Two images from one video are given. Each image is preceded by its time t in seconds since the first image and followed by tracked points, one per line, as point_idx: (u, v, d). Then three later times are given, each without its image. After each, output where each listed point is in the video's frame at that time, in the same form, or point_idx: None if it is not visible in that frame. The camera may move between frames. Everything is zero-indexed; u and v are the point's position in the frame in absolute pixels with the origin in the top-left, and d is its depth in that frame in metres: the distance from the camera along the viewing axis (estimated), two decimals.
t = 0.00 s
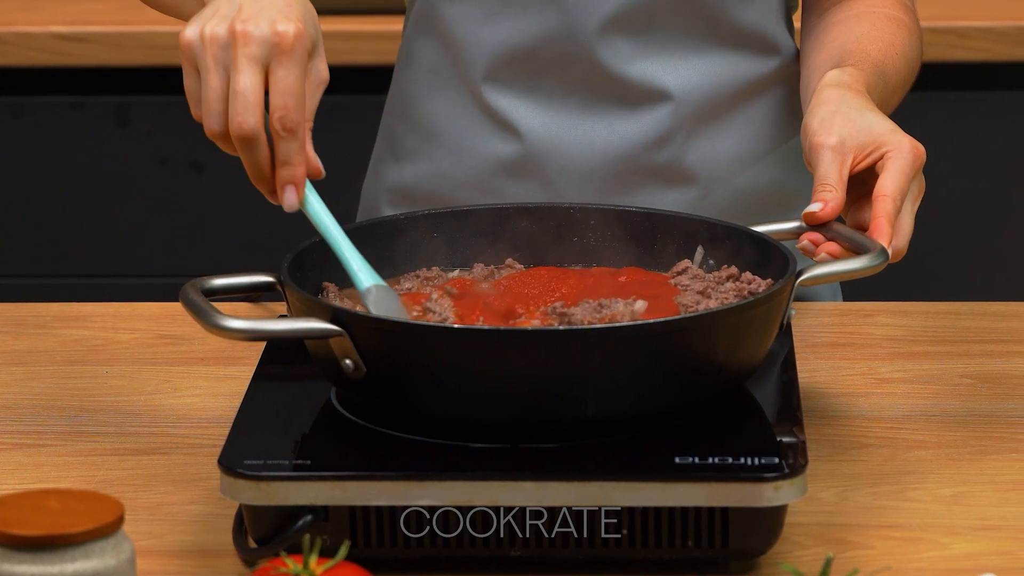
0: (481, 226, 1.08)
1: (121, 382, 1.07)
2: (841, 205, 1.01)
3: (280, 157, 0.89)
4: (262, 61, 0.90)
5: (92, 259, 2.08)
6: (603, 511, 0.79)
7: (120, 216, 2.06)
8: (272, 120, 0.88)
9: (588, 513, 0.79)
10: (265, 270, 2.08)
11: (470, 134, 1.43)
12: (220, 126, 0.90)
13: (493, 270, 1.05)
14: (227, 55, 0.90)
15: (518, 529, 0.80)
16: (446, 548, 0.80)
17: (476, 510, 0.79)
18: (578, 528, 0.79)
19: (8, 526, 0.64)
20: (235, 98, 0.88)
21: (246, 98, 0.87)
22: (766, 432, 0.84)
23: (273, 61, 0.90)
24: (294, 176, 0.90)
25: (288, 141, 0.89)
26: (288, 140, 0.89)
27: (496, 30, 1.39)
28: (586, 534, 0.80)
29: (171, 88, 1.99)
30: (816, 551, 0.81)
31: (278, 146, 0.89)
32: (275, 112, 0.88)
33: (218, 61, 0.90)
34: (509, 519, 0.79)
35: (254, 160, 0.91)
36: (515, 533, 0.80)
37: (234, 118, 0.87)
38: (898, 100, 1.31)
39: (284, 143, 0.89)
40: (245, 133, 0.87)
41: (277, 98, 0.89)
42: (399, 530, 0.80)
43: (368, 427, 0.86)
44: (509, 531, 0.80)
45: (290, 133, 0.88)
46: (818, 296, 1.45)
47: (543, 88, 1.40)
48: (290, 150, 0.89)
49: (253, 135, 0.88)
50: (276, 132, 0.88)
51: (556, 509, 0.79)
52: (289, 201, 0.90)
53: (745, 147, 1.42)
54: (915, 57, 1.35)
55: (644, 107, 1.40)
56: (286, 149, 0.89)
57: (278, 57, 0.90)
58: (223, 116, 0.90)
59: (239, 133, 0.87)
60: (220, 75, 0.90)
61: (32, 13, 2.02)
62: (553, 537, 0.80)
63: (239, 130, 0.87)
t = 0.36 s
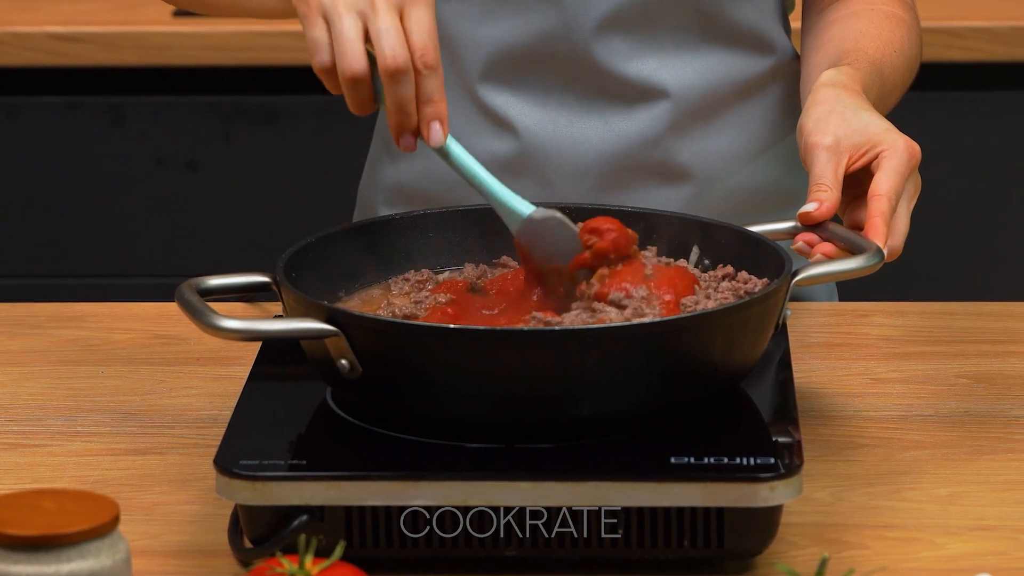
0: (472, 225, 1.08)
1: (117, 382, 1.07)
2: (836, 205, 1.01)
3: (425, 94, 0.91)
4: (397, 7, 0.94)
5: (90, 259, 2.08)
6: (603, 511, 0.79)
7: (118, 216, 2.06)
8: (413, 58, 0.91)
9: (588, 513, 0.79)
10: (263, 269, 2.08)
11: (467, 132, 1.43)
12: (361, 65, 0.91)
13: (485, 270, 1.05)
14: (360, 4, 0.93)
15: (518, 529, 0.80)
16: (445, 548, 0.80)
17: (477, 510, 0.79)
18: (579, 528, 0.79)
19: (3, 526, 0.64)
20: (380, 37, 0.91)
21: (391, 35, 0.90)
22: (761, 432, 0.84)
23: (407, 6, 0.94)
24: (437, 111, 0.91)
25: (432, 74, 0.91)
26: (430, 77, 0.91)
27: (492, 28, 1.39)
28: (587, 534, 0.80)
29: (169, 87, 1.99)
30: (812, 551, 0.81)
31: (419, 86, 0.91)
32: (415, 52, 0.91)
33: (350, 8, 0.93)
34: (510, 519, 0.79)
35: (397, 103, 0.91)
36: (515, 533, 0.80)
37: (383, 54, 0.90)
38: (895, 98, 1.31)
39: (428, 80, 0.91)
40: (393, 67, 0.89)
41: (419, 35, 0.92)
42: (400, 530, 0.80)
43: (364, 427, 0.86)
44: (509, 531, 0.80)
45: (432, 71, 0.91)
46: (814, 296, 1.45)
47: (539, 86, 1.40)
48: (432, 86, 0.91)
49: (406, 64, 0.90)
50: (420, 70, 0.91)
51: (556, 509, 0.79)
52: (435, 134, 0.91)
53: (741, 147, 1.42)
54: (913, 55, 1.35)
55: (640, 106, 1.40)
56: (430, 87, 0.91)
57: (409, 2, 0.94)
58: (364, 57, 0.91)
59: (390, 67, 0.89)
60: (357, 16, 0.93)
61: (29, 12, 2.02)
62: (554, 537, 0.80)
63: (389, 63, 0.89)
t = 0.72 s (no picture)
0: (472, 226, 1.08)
1: (113, 381, 1.07)
2: (833, 205, 1.01)
3: (492, 60, 0.88)
4: None
5: (88, 258, 2.08)
6: (602, 511, 0.79)
7: (116, 216, 2.06)
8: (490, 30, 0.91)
9: (588, 513, 0.79)
10: (261, 269, 2.08)
11: (465, 133, 1.43)
12: None
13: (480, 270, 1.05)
14: None
15: (517, 529, 0.80)
16: (443, 548, 0.80)
17: (475, 510, 0.79)
18: (578, 528, 0.79)
19: None
20: None
21: None
22: (756, 432, 0.84)
23: None
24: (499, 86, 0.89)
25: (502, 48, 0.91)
26: (501, 52, 0.91)
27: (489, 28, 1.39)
28: (586, 534, 0.80)
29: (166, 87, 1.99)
30: (808, 551, 0.81)
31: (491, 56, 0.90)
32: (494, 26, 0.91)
33: None
34: (509, 519, 0.79)
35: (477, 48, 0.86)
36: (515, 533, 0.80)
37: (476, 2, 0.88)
38: (892, 98, 1.31)
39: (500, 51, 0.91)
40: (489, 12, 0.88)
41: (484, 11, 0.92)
42: (398, 530, 0.80)
43: (360, 428, 0.85)
44: (508, 531, 0.80)
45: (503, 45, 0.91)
46: (809, 296, 1.45)
47: (536, 87, 1.40)
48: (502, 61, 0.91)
49: (493, 19, 0.89)
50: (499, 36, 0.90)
51: (555, 509, 0.79)
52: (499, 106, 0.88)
53: (737, 148, 1.42)
54: (909, 55, 1.34)
55: (637, 107, 1.40)
56: (497, 61, 0.90)
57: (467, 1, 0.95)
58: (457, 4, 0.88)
59: (483, 10, 0.88)
60: None
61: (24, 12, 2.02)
62: (553, 537, 0.80)
63: (480, 9, 0.88)
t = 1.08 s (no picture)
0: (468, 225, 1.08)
1: (108, 381, 1.07)
2: (828, 205, 1.01)
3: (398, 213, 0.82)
4: (376, 112, 0.81)
5: (85, 259, 2.08)
6: (603, 511, 0.79)
7: (113, 216, 2.06)
8: (395, 167, 0.81)
9: (588, 513, 0.79)
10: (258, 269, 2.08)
11: (459, 135, 1.43)
12: (347, 168, 0.78)
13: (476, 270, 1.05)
14: (337, 97, 0.81)
15: (518, 529, 0.80)
16: (444, 549, 0.80)
17: (476, 510, 0.79)
18: (578, 528, 0.79)
19: None
20: (357, 147, 0.79)
21: (370, 150, 0.79)
22: (751, 432, 0.84)
23: (388, 109, 0.82)
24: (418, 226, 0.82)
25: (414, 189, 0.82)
26: (415, 189, 0.82)
27: (483, 30, 1.39)
28: (586, 534, 0.80)
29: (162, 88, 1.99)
30: (803, 551, 0.81)
31: (400, 198, 0.82)
32: (400, 161, 0.81)
33: (323, 109, 0.80)
34: (510, 519, 0.79)
35: (369, 216, 0.81)
36: (515, 534, 0.80)
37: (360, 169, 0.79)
38: (887, 101, 1.31)
39: (410, 192, 0.82)
40: (373, 185, 0.79)
41: (399, 146, 0.82)
42: (399, 530, 0.80)
43: (356, 428, 0.85)
44: (509, 531, 0.80)
45: (416, 184, 0.82)
46: (805, 296, 1.45)
47: (531, 90, 1.40)
48: (416, 199, 0.82)
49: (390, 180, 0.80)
50: (399, 182, 0.81)
51: (556, 509, 0.79)
52: (417, 251, 0.83)
53: (731, 150, 1.42)
54: (904, 57, 1.35)
55: (632, 109, 1.39)
56: (411, 201, 0.82)
57: (391, 105, 0.82)
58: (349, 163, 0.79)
59: (367, 184, 0.79)
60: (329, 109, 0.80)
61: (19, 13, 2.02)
62: (553, 537, 0.80)
63: (365, 183, 0.79)
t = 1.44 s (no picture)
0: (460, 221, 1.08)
1: (104, 381, 1.07)
2: (825, 206, 1.00)
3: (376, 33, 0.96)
4: None
5: (83, 259, 2.08)
6: (603, 511, 0.79)
7: (112, 216, 2.06)
8: None
9: (589, 513, 0.79)
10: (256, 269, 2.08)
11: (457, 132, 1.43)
12: None
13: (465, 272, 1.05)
14: None
15: (518, 529, 0.80)
16: (444, 548, 0.80)
17: (476, 510, 0.79)
18: (578, 528, 0.79)
19: None
20: None
21: None
22: (747, 432, 0.84)
23: None
24: (389, 56, 0.95)
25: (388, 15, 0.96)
26: (388, 18, 0.96)
27: (481, 28, 1.39)
28: (587, 534, 0.80)
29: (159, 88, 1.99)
30: (799, 551, 0.81)
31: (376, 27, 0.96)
32: None
33: None
34: (510, 519, 0.79)
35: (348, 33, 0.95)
36: (515, 533, 0.80)
37: None
38: (886, 101, 1.31)
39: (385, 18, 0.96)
40: None
41: None
42: (400, 530, 0.80)
43: (350, 427, 0.85)
44: (510, 531, 0.80)
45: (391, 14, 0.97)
46: (801, 296, 1.45)
47: (529, 86, 1.40)
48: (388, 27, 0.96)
49: None
50: (377, 9, 0.96)
51: (556, 509, 0.79)
52: (388, 77, 0.95)
53: (727, 149, 1.42)
54: (903, 57, 1.35)
55: (629, 107, 1.39)
56: (384, 29, 0.96)
57: None
58: None
59: None
60: None
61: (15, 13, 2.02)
62: (554, 536, 0.80)
63: None
